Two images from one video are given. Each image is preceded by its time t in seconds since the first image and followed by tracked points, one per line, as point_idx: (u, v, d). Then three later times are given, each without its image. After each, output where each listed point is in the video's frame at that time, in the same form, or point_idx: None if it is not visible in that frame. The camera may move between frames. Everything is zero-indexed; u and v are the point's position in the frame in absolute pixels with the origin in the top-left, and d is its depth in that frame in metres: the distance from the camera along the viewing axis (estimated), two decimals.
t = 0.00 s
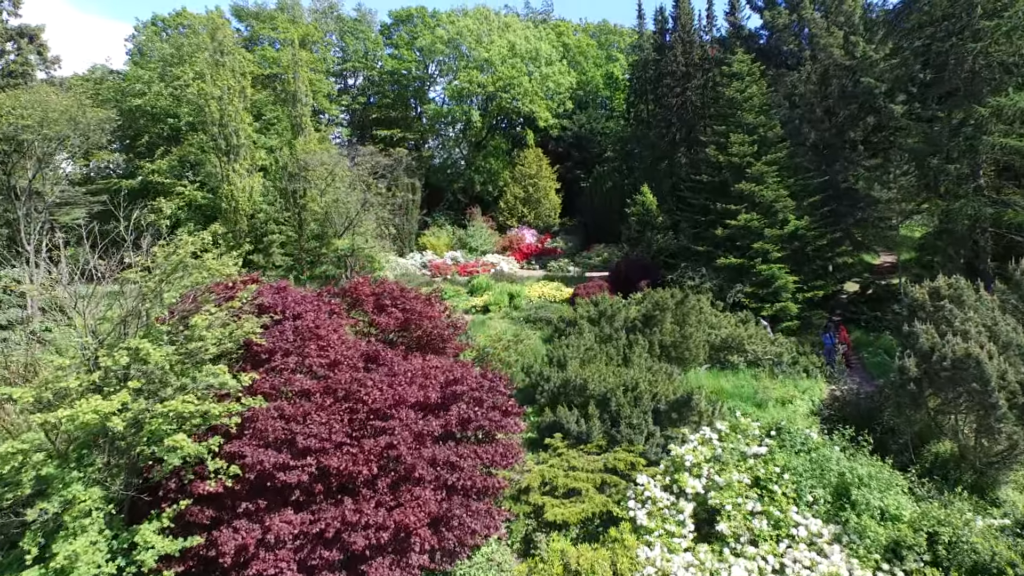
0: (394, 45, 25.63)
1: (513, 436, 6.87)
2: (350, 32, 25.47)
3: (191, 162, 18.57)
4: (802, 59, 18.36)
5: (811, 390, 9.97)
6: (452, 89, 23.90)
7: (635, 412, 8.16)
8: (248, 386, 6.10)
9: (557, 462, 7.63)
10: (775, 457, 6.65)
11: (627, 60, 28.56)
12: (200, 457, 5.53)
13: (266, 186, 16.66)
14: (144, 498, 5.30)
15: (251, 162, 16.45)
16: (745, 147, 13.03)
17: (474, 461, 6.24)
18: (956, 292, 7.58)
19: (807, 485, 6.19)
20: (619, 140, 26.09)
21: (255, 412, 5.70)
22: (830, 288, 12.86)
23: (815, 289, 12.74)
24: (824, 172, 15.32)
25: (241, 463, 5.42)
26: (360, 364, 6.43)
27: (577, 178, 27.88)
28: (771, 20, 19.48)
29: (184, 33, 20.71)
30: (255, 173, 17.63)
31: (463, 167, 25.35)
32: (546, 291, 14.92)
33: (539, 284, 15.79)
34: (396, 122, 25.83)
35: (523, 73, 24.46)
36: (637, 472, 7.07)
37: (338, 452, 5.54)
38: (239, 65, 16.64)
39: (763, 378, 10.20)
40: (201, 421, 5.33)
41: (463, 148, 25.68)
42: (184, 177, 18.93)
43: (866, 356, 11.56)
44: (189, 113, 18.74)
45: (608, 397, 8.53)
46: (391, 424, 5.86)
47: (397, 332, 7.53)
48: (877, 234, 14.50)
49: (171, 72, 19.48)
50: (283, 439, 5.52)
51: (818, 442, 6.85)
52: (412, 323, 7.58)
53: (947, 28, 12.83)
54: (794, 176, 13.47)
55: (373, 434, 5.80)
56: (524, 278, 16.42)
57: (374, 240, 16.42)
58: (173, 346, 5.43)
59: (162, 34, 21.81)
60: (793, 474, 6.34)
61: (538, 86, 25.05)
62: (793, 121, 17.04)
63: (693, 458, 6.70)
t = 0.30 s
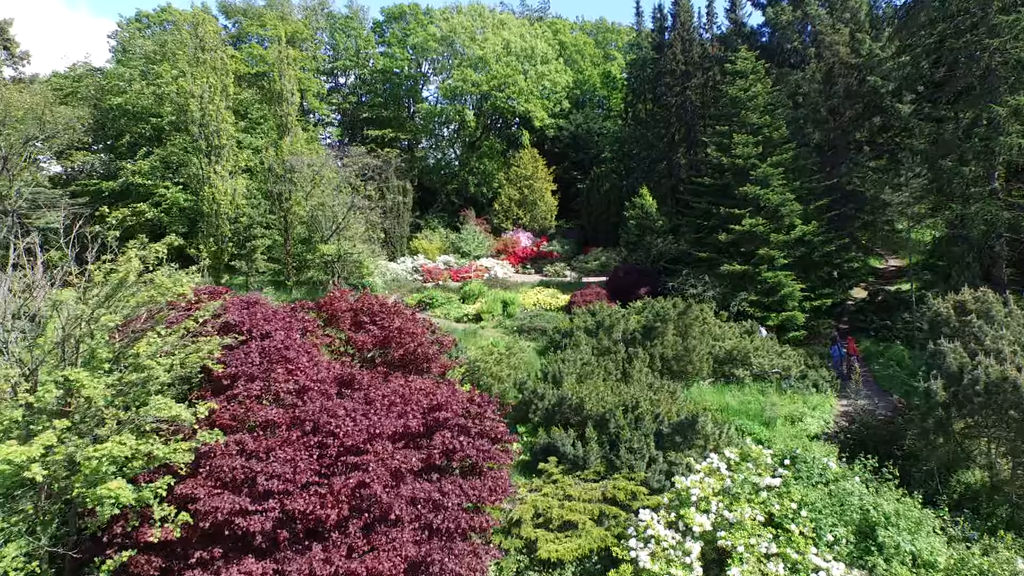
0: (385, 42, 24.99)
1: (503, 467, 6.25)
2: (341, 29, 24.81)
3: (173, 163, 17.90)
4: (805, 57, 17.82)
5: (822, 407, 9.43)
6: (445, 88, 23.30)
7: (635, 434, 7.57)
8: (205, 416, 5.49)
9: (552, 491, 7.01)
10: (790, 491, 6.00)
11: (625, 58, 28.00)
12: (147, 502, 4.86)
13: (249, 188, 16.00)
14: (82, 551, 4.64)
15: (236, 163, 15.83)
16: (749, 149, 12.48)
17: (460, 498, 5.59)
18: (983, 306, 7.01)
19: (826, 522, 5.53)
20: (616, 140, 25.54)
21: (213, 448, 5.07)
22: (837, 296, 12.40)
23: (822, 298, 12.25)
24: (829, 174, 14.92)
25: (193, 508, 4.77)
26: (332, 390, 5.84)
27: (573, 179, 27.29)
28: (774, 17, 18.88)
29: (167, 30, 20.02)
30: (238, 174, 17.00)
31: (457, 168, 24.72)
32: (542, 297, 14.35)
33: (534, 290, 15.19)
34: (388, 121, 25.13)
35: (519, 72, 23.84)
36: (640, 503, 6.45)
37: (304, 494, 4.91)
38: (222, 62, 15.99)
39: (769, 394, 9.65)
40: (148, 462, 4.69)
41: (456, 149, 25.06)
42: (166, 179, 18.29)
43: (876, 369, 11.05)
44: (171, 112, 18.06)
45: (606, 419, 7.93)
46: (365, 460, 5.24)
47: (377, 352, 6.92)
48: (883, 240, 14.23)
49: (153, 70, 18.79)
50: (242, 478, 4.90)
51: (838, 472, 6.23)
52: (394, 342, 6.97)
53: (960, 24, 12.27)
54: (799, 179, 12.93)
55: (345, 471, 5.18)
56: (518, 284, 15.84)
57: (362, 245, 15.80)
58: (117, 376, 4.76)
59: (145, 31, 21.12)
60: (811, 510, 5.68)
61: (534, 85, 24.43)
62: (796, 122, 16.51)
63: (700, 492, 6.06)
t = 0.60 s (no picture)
0: (376, 39, 24.22)
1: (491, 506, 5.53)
2: (330, 25, 24.03)
3: (152, 163, 17.13)
4: (810, 54, 17.22)
5: (835, 425, 8.84)
6: (438, 86, 22.58)
7: (636, 460, 6.92)
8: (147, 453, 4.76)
9: (546, 525, 6.29)
10: (812, 533, 5.32)
11: (622, 56, 27.37)
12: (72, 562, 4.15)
13: (231, 189, 15.27)
14: None
15: (215, 163, 15.11)
16: (754, 149, 11.84)
17: (442, 544, 4.82)
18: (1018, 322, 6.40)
19: (855, 570, 4.82)
20: (613, 140, 24.93)
21: (153, 497, 4.36)
22: (848, 304, 11.79)
23: (831, 306, 11.64)
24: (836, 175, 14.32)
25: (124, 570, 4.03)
26: (296, 422, 5.12)
27: (570, 180, 26.67)
28: (776, 12, 18.07)
29: (147, 24, 19.21)
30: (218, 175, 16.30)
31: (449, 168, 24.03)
32: (536, 304, 13.72)
33: (528, 296, 14.54)
34: (378, 119, 24.41)
35: (513, 69, 23.14)
36: (643, 541, 5.73)
37: (258, 549, 4.17)
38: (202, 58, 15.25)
39: (779, 411, 9.04)
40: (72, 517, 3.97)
41: (449, 149, 24.35)
42: (144, 181, 17.53)
43: (890, 381, 10.48)
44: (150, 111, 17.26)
45: (605, 443, 7.29)
46: (331, 506, 4.52)
47: (351, 376, 6.20)
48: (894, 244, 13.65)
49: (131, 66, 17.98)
50: (183, 531, 4.16)
51: (864, 509, 5.57)
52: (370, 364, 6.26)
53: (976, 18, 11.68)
54: (807, 180, 12.32)
55: (307, 520, 4.46)
56: (512, 290, 15.21)
57: (348, 249, 15.12)
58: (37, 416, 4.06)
59: (125, 26, 20.30)
60: (838, 556, 4.98)
61: (529, 83, 23.74)
62: (801, 121, 15.92)
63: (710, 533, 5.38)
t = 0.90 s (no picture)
0: (365, 34, 23.42)
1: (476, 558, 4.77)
2: (318, 20, 23.22)
3: (125, 162, 16.24)
4: (815, 49, 16.55)
5: (852, 447, 8.16)
6: (429, 83, 21.80)
7: (640, 496, 6.20)
8: (62, 508, 3.97)
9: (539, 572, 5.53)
10: None
11: (619, 53, 26.70)
12: None
13: (207, 191, 14.44)
14: None
15: (192, 163, 14.34)
16: (761, 148, 11.15)
17: None
18: None
19: None
20: (611, 139, 24.22)
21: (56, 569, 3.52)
22: (860, 313, 11.12)
23: (843, 315, 10.98)
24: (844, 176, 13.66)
25: None
26: (245, 466, 4.34)
27: (565, 180, 25.96)
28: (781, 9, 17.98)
29: (122, 17, 18.30)
30: (195, 175, 15.50)
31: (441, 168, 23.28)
32: (530, 312, 13.03)
33: (522, 303, 13.83)
34: (368, 118, 23.60)
35: (507, 65, 22.39)
36: None
37: None
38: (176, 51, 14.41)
39: (791, 433, 8.37)
40: None
41: (440, 149, 23.57)
42: (119, 181, 16.71)
43: (907, 396, 9.79)
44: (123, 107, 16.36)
45: (604, 474, 6.57)
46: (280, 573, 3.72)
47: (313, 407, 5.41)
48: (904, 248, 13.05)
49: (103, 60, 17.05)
50: None
51: (904, 560, 4.82)
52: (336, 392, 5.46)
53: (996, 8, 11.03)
54: (816, 181, 11.66)
55: None
56: (505, 296, 14.51)
57: (332, 253, 14.39)
58: None
59: (100, 19, 19.35)
60: None
61: (524, 79, 23.00)
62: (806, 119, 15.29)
63: None
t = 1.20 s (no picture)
0: (354, 27, 22.52)
1: None
2: (304, 12, 22.23)
3: (94, 160, 15.30)
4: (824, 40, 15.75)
5: (877, 474, 7.37)
6: (419, 77, 20.89)
7: (645, 542, 5.39)
8: None
9: None
10: None
11: (617, 47, 25.87)
12: None
13: (180, 190, 13.55)
14: None
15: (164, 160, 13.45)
16: (772, 145, 10.36)
17: None
18: None
19: None
20: (609, 136, 23.40)
21: None
22: (878, 321, 10.36)
23: (860, 324, 10.22)
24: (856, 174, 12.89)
25: None
26: (165, 534, 3.42)
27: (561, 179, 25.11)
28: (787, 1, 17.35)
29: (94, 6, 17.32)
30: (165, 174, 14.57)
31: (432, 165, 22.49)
32: (524, 319, 12.23)
33: (515, 309, 13.03)
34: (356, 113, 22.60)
35: (501, 59, 21.53)
36: None
37: None
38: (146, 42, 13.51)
39: (809, 457, 7.61)
40: None
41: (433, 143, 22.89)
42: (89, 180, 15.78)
43: (931, 412, 8.99)
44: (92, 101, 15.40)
45: (604, 515, 5.77)
46: None
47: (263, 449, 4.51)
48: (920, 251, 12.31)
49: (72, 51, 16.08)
50: None
51: None
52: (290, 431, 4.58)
53: None
54: (830, 180, 10.88)
55: None
56: (496, 301, 13.71)
57: (313, 257, 13.54)
58: None
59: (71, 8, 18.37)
60: None
61: (518, 74, 22.15)
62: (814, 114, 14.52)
63: None
